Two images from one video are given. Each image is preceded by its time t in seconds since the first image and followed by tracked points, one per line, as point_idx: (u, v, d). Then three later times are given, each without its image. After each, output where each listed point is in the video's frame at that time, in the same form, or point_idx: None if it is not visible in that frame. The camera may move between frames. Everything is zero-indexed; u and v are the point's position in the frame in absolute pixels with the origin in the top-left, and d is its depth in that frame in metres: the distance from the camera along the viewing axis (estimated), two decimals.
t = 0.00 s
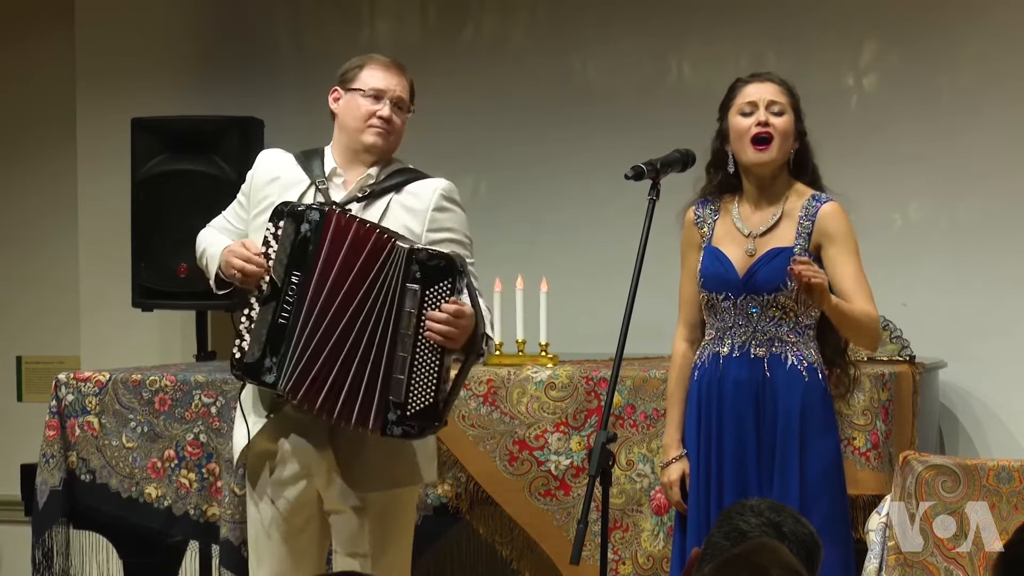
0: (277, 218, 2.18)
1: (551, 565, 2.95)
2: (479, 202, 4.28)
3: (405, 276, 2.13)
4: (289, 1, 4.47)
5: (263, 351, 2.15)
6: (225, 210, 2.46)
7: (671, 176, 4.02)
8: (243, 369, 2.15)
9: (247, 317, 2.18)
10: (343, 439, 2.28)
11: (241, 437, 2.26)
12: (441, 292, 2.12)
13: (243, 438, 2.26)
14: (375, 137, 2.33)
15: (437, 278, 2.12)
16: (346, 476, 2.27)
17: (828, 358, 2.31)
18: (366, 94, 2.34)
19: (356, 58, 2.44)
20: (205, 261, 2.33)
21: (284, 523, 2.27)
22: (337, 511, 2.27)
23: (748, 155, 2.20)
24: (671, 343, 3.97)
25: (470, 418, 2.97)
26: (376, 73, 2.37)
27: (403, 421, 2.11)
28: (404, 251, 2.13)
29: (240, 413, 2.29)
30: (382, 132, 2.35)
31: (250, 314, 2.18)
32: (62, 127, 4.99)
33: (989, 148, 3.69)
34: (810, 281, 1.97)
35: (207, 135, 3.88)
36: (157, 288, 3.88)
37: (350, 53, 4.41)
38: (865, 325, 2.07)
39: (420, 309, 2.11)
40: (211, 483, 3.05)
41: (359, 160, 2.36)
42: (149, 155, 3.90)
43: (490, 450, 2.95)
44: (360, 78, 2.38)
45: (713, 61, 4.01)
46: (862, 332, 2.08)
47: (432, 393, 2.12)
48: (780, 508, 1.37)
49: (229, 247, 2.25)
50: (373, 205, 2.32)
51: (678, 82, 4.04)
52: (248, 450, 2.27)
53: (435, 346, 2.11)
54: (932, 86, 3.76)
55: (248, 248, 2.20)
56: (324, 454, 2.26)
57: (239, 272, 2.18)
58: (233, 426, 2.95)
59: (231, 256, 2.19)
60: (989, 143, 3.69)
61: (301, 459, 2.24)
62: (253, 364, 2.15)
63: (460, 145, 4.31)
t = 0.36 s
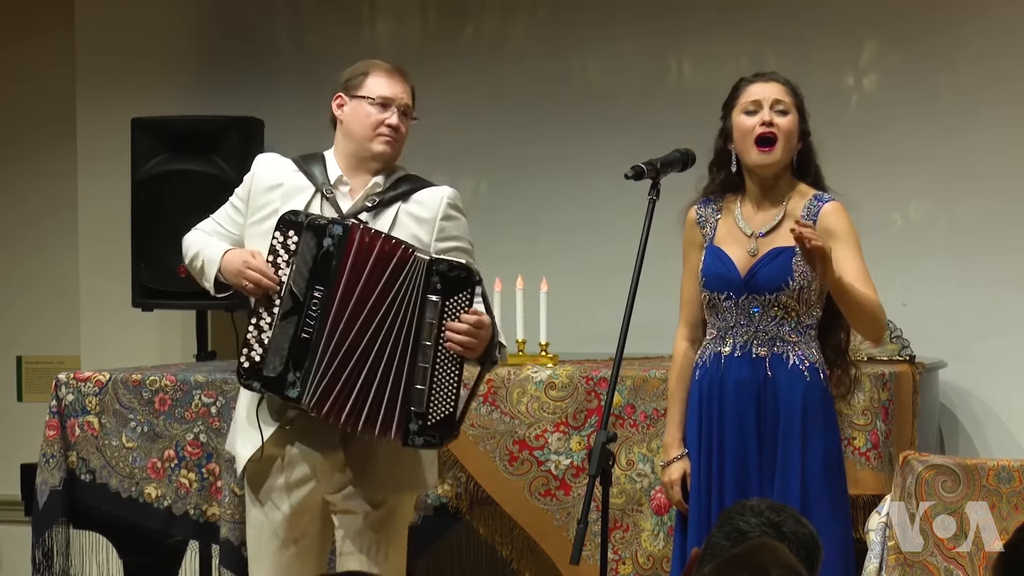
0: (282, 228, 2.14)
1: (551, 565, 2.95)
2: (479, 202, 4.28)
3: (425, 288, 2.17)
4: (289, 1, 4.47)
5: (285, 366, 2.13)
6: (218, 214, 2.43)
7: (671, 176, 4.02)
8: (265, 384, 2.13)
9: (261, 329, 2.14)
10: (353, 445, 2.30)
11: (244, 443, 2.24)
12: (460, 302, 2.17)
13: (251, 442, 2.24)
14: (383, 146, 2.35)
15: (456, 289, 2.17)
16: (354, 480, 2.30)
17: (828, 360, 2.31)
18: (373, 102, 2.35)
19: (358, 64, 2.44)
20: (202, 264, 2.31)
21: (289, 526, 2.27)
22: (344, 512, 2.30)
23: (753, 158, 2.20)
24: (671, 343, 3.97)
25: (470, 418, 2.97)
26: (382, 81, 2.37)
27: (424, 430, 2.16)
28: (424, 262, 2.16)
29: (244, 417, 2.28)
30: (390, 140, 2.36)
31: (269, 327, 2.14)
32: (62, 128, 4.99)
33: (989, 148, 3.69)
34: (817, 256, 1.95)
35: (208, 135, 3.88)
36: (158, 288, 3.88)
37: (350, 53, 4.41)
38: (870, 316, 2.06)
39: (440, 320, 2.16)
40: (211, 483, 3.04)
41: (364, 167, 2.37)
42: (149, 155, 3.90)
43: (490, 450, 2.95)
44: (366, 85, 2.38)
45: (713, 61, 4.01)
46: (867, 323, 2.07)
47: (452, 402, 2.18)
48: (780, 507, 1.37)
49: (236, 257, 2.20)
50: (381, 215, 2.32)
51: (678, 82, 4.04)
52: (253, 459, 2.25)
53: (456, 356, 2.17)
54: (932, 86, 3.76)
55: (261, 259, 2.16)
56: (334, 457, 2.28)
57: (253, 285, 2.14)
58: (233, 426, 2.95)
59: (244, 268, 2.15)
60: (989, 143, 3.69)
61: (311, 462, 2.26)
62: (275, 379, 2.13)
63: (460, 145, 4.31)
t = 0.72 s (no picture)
0: (291, 233, 2.15)
1: (551, 565, 2.95)
2: (479, 203, 4.28)
3: (438, 294, 2.20)
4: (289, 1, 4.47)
5: (302, 373, 2.14)
6: (219, 216, 2.42)
7: (671, 176, 4.02)
8: (281, 391, 2.14)
9: (276, 334, 2.16)
10: (360, 449, 2.31)
11: (251, 447, 2.23)
12: (472, 309, 2.20)
13: (260, 446, 2.23)
14: (392, 152, 2.34)
15: (468, 296, 2.20)
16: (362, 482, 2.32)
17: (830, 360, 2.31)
18: (382, 108, 2.34)
19: (365, 68, 2.44)
20: (208, 269, 2.30)
21: (293, 527, 2.27)
22: (349, 513, 2.30)
23: (757, 159, 2.20)
24: (670, 343, 3.97)
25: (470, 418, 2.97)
26: (390, 86, 2.37)
27: (431, 436, 2.19)
28: (438, 269, 2.20)
29: (247, 419, 2.27)
30: (398, 146, 2.36)
31: (283, 334, 2.16)
32: (62, 128, 4.99)
33: (989, 148, 3.69)
34: (823, 231, 2.00)
35: (207, 135, 3.88)
36: (158, 288, 3.88)
37: (350, 53, 4.41)
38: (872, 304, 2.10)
39: (452, 326, 2.20)
40: (211, 483, 3.04)
41: (370, 172, 2.37)
42: (149, 155, 3.90)
43: (490, 450, 2.95)
44: (374, 90, 2.37)
45: (713, 61, 4.01)
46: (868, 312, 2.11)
47: (459, 408, 2.21)
48: (780, 507, 1.37)
49: (248, 260, 2.18)
50: (389, 220, 2.33)
51: (678, 82, 4.04)
52: (260, 464, 2.24)
53: (465, 362, 2.20)
54: (932, 86, 3.76)
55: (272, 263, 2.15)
56: (342, 459, 2.29)
57: (264, 290, 2.13)
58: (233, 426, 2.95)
59: (258, 273, 2.13)
60: (989, 143, 3.69)
61: (318, 464, 2.27)
62: (291, 386, 2.14)
63: (460, 145, 4.31)
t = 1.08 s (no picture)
0: (295, 222, 2.16)
1: (551, 566, 2.95)
2: (479, 203, 4.28)
3: (433, 277, 2.19)
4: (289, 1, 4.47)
5: (305, 362, 2.14)
6: (227, 208, 2.43)
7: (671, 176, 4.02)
8: (284, 379, 2.14)
9: (278, 324, 2.16)
10: (363, 443, 2.30)
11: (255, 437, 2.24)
12: (468, 293, 2.20)
13: (264, 438, 2.23)
14: (397, 141, 2.35)
15: (463, 280, 2.20)
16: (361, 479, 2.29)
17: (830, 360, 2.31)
18: (386, 98, 2.35)
19: (368, 61, 2.45)
20: (214, 262, 2.30)
21: (297, 522, 2.27)
22: (350, 509, 2.29)
23: (758, 158, 2.20)
24: (670, 343, 3.97)
25: (470, 418, 2.97)
26: (393, 77, 2.38)
27: (427, 419, 2.17)
28: (433, 252, 2.20)
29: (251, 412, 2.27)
30: (402, 136, 2.36)
31: (286, 323, 2.16)
32: (62, 128, 4.99)
33: (989, 148, 3.69)
34: (829, 202, 2.01)
35: (208, 135, 3.88)
36: (158, 288, 3.88)
37: (350, 53, 4.41)
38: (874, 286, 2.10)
39: (447, 309, 2.18)
40: (211, 483, 3.04)
41: (376, 162, 2.37)
42: (149, 155, 3.90)
43: (490, 450, 2.95)
44: (377, 81, 2.38)
45: (713, 61, 4.01)
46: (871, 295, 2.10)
47: (456, 393, 2.19)
48: (780, 508, 1.37)
49: (249, 252, 2.20)
50: (393, 211, 2.32)
51: (678, 82, 4.04)
52: (263, 455, 2.25)
53: (462, 347, 2.18)
54: (932, 86, 3.76)
55: (273, 254, 2.17)
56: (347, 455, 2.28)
57: (267, 280, 2.15)
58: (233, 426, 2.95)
59: (258, 264, 2.15)
60: (989, 143, 3.69)
61: (321, 458, 2.26)
62: (295, 374, 2.14)
63: (460, 145, 4.31)
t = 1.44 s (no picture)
0: (299, 217, 2.16)
1: (552, 565, 2.95)
2: (479, 203, 4.28)
3: (420, 266, 2.19)
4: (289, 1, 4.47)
5: (301, 355, 2.14)
6: (230, 197, 2.43)
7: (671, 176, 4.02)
8: (280, 372, 2.14)
9: (275, 317, 2.16)
10: (363, 440, 2.29)
11: (254, 432, 2.25)
12: (456, 283, 2.18)
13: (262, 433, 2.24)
14: (398, 136, 2.35)
15: (452, 269, 2.18)
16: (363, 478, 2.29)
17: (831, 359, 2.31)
18: (387, 93, 2.35)
19: (369, 58, 2.45)
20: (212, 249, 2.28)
21: (297, 518, 2.28)
22: (350, 509, 2.29)
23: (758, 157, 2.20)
24: (670, 343, 3.97)
25: (470, 418, 2.97)
26: (394, 72, 2.38)
27: (415, 410, 2.16)
28: (421, 241, 2.19)
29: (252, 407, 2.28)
30: (404, 130, 2.36)
31: (285, 317, 2.16)
32: (63, 128, 4.99)
33: (989, 148, 3.69)
34: (829, 183, 2.01)
35: (208, 135, 3.89)
36: (158, 288, 3.87)
37: (350, 53, 4.41)
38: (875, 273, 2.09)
39: (434, 298, 2.17)
40: (211, 483, 3.04)
41: (379, 158, 2.37)
42: (149, 155, 3.90)
43: (490, 450, 2.95)
44: (378, 77, 2.38)
45: (713, 61, 4.01)
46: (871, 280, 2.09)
47: (444, 383, 2.18)
48: (780, 507, 1.37)
49: (250, 242, 2.20)
50: (395, 206, 2.33)
51: (678, 82, 4.04)
52: (263, 450, 2.25)
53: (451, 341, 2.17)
54: (932, 86, 3.76)
55: (275, 249, 2.17)
56: (346, 453, 2.27)
57: (268, 273, 2.16)
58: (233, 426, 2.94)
59: (260, 256, 2.16)
60: (988, 143, 3.69)
61: (321, 455, 2.26)
62: (290, 367, 2.14)
63: (460, 145, 4.31)
